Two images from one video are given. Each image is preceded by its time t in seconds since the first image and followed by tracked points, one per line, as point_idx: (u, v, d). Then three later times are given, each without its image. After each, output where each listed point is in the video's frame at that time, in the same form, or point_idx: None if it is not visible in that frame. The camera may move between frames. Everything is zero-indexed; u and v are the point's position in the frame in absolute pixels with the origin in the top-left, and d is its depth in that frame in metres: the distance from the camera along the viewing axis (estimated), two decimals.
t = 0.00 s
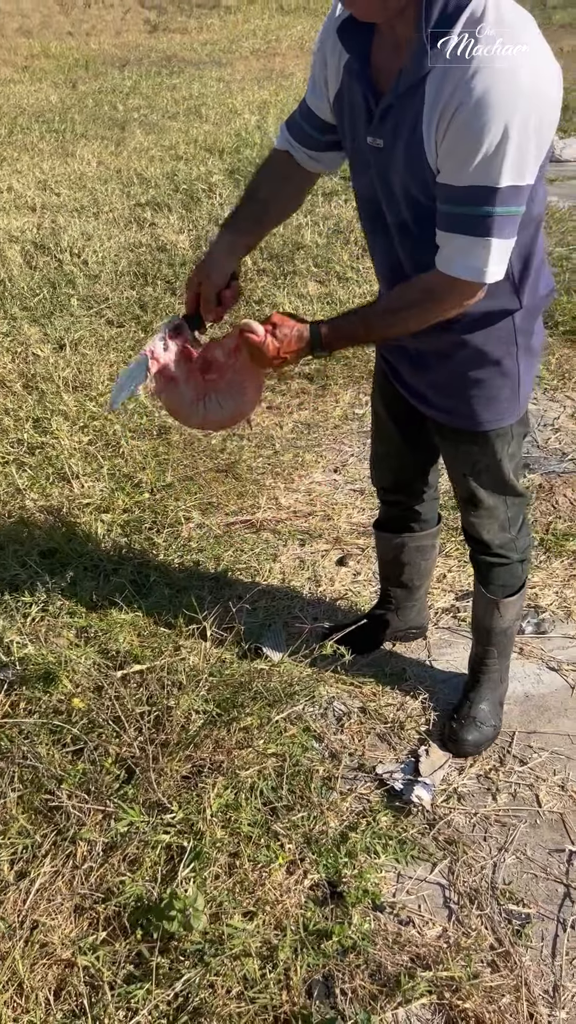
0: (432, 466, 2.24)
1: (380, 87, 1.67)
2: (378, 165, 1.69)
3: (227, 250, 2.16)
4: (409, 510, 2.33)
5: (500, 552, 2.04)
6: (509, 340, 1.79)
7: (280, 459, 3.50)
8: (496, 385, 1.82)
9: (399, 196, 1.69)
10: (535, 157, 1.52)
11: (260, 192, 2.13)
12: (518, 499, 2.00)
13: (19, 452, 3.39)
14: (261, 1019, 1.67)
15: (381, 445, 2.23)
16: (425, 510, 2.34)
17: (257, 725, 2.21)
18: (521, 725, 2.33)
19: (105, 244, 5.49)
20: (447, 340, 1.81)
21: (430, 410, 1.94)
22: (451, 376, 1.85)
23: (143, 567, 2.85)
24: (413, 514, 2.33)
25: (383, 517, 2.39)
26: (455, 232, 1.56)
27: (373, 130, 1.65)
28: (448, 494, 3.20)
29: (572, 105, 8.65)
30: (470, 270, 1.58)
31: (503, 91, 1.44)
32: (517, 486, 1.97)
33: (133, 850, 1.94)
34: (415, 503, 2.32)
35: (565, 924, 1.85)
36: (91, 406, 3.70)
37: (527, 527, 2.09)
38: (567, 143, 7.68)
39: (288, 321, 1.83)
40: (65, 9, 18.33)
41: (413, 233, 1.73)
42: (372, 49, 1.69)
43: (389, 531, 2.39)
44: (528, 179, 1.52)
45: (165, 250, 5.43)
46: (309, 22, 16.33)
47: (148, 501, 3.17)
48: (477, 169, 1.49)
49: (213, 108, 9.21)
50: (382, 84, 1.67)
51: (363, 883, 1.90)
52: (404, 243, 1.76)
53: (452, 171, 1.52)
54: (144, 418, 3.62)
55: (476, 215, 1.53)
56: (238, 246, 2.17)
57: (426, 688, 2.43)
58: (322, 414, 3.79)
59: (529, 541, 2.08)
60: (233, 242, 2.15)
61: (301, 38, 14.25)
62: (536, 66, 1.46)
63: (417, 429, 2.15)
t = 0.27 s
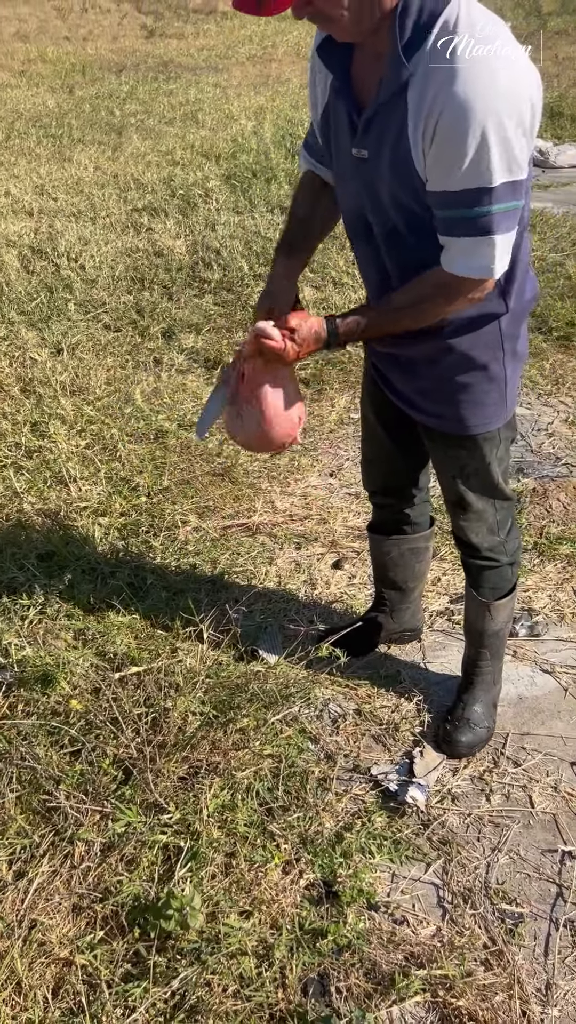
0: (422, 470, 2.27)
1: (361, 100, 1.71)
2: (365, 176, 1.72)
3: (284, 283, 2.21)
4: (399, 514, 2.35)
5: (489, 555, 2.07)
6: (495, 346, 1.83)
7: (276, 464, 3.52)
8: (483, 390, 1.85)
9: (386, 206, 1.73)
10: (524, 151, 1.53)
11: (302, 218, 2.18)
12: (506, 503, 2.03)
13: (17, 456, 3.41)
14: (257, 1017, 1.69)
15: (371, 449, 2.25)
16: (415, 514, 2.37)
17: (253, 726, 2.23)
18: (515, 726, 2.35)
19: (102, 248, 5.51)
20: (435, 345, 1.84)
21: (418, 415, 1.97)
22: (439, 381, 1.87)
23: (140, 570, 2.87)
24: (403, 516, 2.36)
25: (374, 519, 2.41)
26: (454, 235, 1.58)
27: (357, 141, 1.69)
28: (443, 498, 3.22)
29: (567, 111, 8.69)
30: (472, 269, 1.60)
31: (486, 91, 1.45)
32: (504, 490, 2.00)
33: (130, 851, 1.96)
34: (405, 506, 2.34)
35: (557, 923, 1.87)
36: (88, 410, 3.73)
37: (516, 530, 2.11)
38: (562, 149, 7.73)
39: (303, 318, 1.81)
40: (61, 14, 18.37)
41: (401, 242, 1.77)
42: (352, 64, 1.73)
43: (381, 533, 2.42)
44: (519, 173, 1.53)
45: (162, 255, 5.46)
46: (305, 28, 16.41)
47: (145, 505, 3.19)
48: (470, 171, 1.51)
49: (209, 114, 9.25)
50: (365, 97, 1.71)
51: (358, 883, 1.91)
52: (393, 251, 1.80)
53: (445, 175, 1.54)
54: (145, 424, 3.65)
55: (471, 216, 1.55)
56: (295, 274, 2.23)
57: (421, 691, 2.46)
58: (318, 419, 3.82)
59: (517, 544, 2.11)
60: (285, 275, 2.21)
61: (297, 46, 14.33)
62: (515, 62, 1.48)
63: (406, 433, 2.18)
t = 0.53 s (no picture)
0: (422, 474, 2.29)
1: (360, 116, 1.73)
2: (370, 190, 1.74)
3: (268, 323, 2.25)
4: (399, 516, 2.37)
5: (489, 558, 2.08)
6: (502, 350, 1.85)
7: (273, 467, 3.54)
8: (490, 393, 1.88)
9: (391, 219, 1.75)
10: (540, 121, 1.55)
11: (286, 262, 2.25)
12: (506, 506, 2.05)
13: (14, 459, 3.42)
14: (253, 1016, 1.70)
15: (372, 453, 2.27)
16: (414, 517, 2.39)
17: (249, 728, 2.24)
18: (509, 729, 2.37)
19: (99, 253, 5.54)
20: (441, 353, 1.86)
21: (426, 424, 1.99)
22: (446, 386, 1.89)
23: (137, 572, 2.88)
24: (402, 520, 2.37)
25: (371, 523, 2.43)
26: (495, 223, 1.57)
27: (361, 157, 1.71)
28: (438, 502, 3.24)
29: (563, 118, 8.75)
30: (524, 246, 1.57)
31: (494, 76, 1.49)
32: (506, 493, 2.03)
33: (127, 851, 1.97)
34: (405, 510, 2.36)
35: (551, 923, 1.88)
36: (85, 413, 3.74)
37: (514, 533, 2.13)
38: (557, 156, 7.77)
39: (379, 357, 1.66)
40: (59, 19, 18.43)
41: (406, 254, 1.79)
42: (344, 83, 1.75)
43: (376, 537, 2.43)
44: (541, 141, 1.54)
45: (159, 259, 5.48)
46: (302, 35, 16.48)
47: (142, 508, 3.21)
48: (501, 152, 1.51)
49: (207, 118, 9.28)
50: (363, 112, 1.72)
51: (353, 883, 1.93)
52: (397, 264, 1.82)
53: (473, 166, 1.54)
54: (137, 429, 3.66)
55: (509, 197, 1.53)
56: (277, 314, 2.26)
57: (416, 693, 2.47)
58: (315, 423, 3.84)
59: (516, 548, 2.14)
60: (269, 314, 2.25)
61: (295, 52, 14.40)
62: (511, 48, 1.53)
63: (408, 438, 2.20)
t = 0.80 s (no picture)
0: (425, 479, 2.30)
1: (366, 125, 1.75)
2: (376, 199, 1.76)
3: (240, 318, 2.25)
4: (400, 521, 2.38)
5: (491, 562, 2.09)
6: (511, 354, 1.85)
7: (270, 472, 3.55)
8: (496, 397, 1.88)
9: (396, 228, 1.77)
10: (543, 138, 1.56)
11: (264, 257, 2.26)
12: (509, 510, 2.06)
13: (11, 462, 3.42)
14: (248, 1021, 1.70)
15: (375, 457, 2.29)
16: (414, 521, 2.40)
17: (245, 733, 2.24)
18: (505, 734, 2.37)
19: (97, 256, 5.54)
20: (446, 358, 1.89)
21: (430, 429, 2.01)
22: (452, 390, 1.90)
23: (134, 576, 2.88)
24: (404, 525, 2.39)
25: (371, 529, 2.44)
26: (490, 238, 1.58)
27: (368, 165, 1.72)
28: (435, 507, 3.25)
29: (560, 126, 8.79)
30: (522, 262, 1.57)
31: (498, 88, 1.50)
32: (508, 497, 2.04)
33: (123, 855, 1.97)
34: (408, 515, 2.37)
35: (547, 928, 1.88)
36: (83, 416, 3.74)
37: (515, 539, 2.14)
38: (555, 163, 7.81)
39: (393, 397, 1.63)
40: (58, 24, 18.47)
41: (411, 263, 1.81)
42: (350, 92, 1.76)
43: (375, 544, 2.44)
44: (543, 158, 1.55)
45: (157, 263, 5.49)
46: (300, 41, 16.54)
47: (139, 511, 3.21)
48: (502, 165, 1.52)
49: (205, 123, 9.31)
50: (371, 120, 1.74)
51: (349, 888, 1.93)
52: (402, 272, 1.83)
53: (475, 177, 1.56)
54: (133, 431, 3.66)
55: (508, 210, 1.54)
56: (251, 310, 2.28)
57: (412, 697, 2.47)
58: (312, 428, 3.85)
59: (517, 553, 2.14)
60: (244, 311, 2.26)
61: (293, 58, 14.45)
62: (518, 60, 1.54)
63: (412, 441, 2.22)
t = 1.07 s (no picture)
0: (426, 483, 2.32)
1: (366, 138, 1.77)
2: (374, 212, 1.78)
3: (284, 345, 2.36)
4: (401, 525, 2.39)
5: (491, 566, 2.09)
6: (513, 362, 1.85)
7: (268, 477, 3.55)
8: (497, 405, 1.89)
9: (394, 241, 1.79)
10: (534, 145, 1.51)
11: (308, 276, 2.33)
12: (509, 515, 2.07)
13: (9, 465, 3.42)
14: None
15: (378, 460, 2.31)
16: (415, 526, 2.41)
17: (242, 737, 2.24)
18: (502, 740, 2.37)
19: (97, 260, 5.55)
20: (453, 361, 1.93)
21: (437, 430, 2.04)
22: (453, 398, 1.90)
23: (131, 580, 2.88)
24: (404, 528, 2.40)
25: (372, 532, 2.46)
26: (482, 250, 1.54)
27: (365, 179, 1.75)
28: (433, 512, 3.26)
29: (559, 133, 8.83)
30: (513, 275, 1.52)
31: (483, 98, 1.49)
32: (509, 503, 2.04)
33: (119, 859, 1.97)
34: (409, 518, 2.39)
35: (543, 934, 1.88)
36: (81, 420, 3.75)
37: (515, 544, 2.15)
38: (554, 170, 7.84)
39: (424, 448, 1.61)
40: (59, 29, 18.52)
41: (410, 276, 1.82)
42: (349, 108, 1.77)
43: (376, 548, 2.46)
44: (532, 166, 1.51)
45: (157, 268, 5.50)
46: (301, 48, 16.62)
47: (137, 515, 3.21)
48: (488, 175, 1.49)
49: (205, 129, 9.33)
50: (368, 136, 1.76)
51: (345, 893, 1.93)
52: (402, 284, 1.85)
53: (465, 187, 1.53)
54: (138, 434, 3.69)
55: (498, 222, 1.50)
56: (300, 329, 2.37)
57: (409, 703, 2.47)
58: (310, 434, 3.86)
59: (518, 558, 2.14)
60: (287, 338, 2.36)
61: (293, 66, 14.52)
62: (507, 71, 1.52)
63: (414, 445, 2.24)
